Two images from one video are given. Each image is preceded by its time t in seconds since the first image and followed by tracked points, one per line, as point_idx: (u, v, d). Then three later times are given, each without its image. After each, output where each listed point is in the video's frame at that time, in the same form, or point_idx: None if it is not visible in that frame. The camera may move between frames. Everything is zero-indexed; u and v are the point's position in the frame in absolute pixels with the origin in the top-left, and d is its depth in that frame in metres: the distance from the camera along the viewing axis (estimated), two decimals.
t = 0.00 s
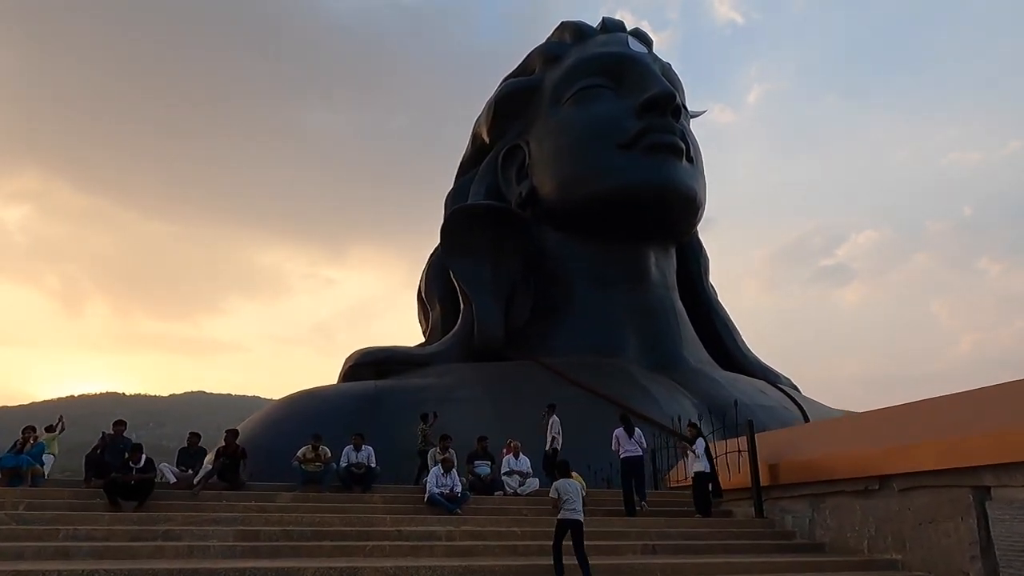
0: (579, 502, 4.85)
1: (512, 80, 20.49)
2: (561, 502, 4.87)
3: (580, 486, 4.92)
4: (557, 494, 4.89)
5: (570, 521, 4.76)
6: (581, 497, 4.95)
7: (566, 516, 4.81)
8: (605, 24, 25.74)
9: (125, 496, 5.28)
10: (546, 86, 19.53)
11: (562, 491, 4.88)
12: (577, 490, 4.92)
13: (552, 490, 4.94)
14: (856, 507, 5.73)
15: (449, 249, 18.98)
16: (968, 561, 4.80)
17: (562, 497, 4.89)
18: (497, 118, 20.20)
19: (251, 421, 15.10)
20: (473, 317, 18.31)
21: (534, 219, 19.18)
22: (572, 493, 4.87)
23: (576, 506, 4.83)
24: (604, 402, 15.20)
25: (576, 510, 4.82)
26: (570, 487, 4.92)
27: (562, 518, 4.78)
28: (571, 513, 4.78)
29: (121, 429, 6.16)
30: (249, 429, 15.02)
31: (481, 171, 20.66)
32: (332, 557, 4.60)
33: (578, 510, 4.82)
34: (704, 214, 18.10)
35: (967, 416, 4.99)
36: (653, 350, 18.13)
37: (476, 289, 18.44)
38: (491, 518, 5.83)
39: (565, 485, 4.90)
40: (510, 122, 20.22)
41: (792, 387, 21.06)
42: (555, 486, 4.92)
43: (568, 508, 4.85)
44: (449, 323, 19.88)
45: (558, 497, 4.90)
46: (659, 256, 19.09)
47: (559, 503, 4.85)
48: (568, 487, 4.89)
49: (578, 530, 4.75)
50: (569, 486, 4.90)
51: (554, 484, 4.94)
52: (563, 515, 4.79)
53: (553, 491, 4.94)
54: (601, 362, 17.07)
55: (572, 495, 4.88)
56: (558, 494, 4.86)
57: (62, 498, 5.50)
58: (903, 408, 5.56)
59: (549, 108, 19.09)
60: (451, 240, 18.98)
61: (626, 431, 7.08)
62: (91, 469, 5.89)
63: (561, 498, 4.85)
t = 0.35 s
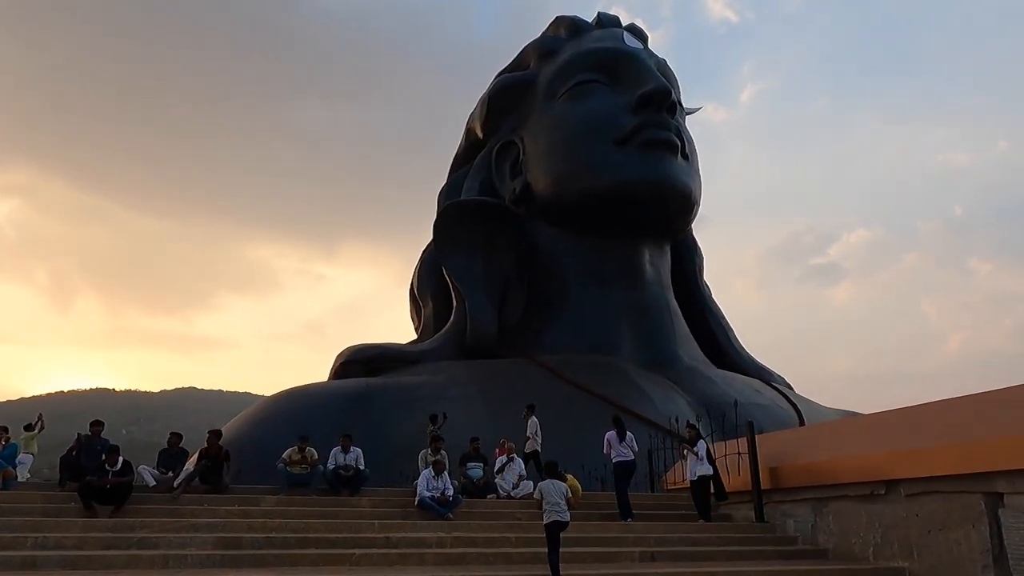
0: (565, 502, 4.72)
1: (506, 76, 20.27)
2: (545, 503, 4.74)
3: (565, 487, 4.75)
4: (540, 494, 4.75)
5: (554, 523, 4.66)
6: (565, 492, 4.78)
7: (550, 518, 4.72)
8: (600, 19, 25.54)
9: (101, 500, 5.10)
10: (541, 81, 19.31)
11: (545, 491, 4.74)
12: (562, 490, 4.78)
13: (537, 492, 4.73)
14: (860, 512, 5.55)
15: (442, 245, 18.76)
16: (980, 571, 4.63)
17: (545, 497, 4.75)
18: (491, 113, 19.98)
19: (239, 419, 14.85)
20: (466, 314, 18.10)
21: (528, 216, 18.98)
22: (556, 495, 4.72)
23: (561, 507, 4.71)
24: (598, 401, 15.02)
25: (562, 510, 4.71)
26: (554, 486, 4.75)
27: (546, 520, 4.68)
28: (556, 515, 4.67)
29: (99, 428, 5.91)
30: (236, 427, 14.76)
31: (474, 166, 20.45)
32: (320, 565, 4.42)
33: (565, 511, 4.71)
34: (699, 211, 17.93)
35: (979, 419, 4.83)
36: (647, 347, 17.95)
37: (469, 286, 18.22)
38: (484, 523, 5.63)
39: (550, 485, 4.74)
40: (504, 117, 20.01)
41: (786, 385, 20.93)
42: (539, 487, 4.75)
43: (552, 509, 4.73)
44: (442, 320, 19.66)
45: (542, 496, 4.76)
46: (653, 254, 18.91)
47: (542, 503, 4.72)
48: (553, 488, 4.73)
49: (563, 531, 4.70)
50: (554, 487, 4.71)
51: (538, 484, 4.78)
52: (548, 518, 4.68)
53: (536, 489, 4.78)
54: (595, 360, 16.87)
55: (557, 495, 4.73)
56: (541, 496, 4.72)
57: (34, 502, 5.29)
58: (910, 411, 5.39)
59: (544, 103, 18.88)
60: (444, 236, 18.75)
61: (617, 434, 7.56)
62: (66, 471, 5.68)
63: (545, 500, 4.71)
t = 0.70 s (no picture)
0: (559, 503, 4.67)
1: (500, 77, 20.09)
2: (539, 502, 4.70)
3: (561, 485, 4.70)
4: (537, 493, 4.72)
5: (546, 524, 4.62)
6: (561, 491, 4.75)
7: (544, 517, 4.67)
8: (595, 21, 25.38)
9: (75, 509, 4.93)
10: (535, 82, 19.13)
11: (540, 488, 4.71)
12: (558, 490, 4.73)
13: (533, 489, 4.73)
14: (867, 522, 5.37)
15: (434, 247, 18.54)
16: None
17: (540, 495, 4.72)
18: (485, 115, 19.80)
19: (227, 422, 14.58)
20: (458, 317, 17.88)
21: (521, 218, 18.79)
22: (552, 493, 4.68)
23: (556, 506, 4.66)
24: (591, 405, 14.83)
25: (556, 511, 4.66)
26: (548, 482, 4.73)
27: (539, 519, 4.64)
28: (549, 515, 4.63)
29: (75, 433, 5.69)
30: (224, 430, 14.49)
31: (467, 168, 20.25)
32: None
33: (558, 511, 4.66)
34: (694, 214, 17.78)
35: (993, 427, 4.67)
36: (640, 351, 17.78)
37: (461, 288, 18.01)
38: (478, 534, 5.44)
39: (546, 483, 4.71)
40: (497, 119, 19.83)
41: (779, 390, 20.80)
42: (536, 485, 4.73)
43: (545, 509, 4.68)
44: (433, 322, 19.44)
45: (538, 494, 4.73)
46: (647, 257, 18.75)
47: (536, 501, 4.69)
48: (549, 486, 4.69)
49: (557, 532, 4.63)
50: (549, 485, 4.69)
51: (535, 482, 4.75)
52: (541, 516, 4.64)
53: (533, 488, 4.77)
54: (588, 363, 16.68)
55: (551, 493, 4.70)
56: (537, 494, 4.70)
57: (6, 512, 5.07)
58: (919, 418, 5.22)
59: (538, 104, 18.70)
60: (436, 238, 18.53)
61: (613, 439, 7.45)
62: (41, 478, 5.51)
63: (539, 498, 4.67)
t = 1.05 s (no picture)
0: (559, 515, 4.47)
1: (495, 80, 19.91)
2: (539, 513, 4.50)
3: (562, 496, 4.49)
4: (537, 503, 4.51)
5: (549, 536, 4.43)
6: (564, 501, 4.53)
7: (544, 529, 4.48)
8: (591, 25, 25.24)
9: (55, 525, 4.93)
10: (531, 85, 18.95)
11: (540, 499, 4.48)
12: (560, 499, 4.53)
13: (534, 499, 4.52)
14: (882, 538, 5.17)
15: (428, 250, 18.32)
16: None
17: (539, 506, 4.51)
18: (480, 118, 19.61)
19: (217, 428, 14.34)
20: (452, 321, 17.66)
21: (516, 221, 18.59)
22: (552, 505, 4.47)
23: (556, 518, 4.47)
24: (587, 411, 14.63)
25: (557, 522, 4.47)
26: (549, 493, 4.50)
27: (539, 532, 4.45)
28: (551, 527, 4.44)
29: (55, 444, 5.53)
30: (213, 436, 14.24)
31: (462, 171, 20.05)
32: None
33: (558, 522, 4.47)
34: (690, 219, 17.60)
35: (1015, 441, 4.49)
36: (636, 356, 17.59)
37: (456, 292, 17.79)
38: (475, 550, 5.26)
39: (546, 493, 4.49)
40: (492, 122, 19.64)
41: (775, 396, 20.64)
42: (535, 496, 4.51)
43: (545, 520, 4.49)
44: (427, 326, 19.21)
45: (538, 504, 4.53)
46: (643, 261, 18.57)
47: (536, 512, 4.50)
48: (549, 497, 4.48)
49: (560, 546, 4.45)
50: (548, 496, 4.47)
51: (534, 493, 4.53)
52: (541, 528, 4.45)
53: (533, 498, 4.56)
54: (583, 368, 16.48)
55: (552, 504, 4.48)
56: (536, 504, 4.50)
57: None
58: (937, 430, 5.03)
59: (533, 107, 18.51)
60: (430, 241, 18.31)
61: (613, 445, 7.48)
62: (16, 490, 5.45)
63: (539, 510, 4.48)
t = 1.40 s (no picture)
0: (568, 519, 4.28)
1: (489, 78, 19.72)
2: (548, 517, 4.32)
3: (572, 499, 4.30)
4: (546, 505, 4.33)
5: (557, 539, 4.24)
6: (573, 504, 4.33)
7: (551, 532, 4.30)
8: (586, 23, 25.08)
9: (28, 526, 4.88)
10: (525, 83, 18.76)
11: (550, 502, 4.29)
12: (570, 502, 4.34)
13: (542, 502, 4.32)
14: (889, 541, 4.99)
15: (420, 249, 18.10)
16: None
17: (548, 509, 4.32)
18: (473, 116, 19.41)
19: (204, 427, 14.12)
20: (444, 320, 17.45)
21: (509, 220, 18.40)
22: (561, 509, 4.28)
23: (564, 522, 4.28)
24: (581, 412, 14.45)
25: (565, 525, 4.28)
26: (560, 495, 4.30)
27: (546, 535, 4.27)
28: (559, 530, 4.25)
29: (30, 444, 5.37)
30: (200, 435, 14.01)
31: (455, 169, 19.84)
32: None
33: (567, 526, 4.28)
34: (684, 219, 17.44)
35: None
36: (629, 356, 17.42)
37: (448, 291, 17.57)
38: (469, 554, 5.09)
39: (556, 496, 4.31)
40: (486, 120, 19.44)
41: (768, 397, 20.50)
42: (544, 498, 4.32)
43: (553, 524, 4.29)
44: (418, 325, 18.99)
45: (546, 507, 4.33)
46: (637, 261, 18.40)
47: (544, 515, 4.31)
48: (558, 499, 4.29)
49: (568, 549, 4.24)
50: (557, 498, 4.28)
51: (543, 495, 4.32)
52: (549, 531, 4.27)
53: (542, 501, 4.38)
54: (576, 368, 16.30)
55: (562, 507, 4.28)
56: (545, 508, 4.31)
57: None
58: (955, 436, 4.86)
59: (527, 105, 18.32)
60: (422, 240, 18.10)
61: (601, 445, 7.20)
62: None
63: (548, 512, 4.29)
